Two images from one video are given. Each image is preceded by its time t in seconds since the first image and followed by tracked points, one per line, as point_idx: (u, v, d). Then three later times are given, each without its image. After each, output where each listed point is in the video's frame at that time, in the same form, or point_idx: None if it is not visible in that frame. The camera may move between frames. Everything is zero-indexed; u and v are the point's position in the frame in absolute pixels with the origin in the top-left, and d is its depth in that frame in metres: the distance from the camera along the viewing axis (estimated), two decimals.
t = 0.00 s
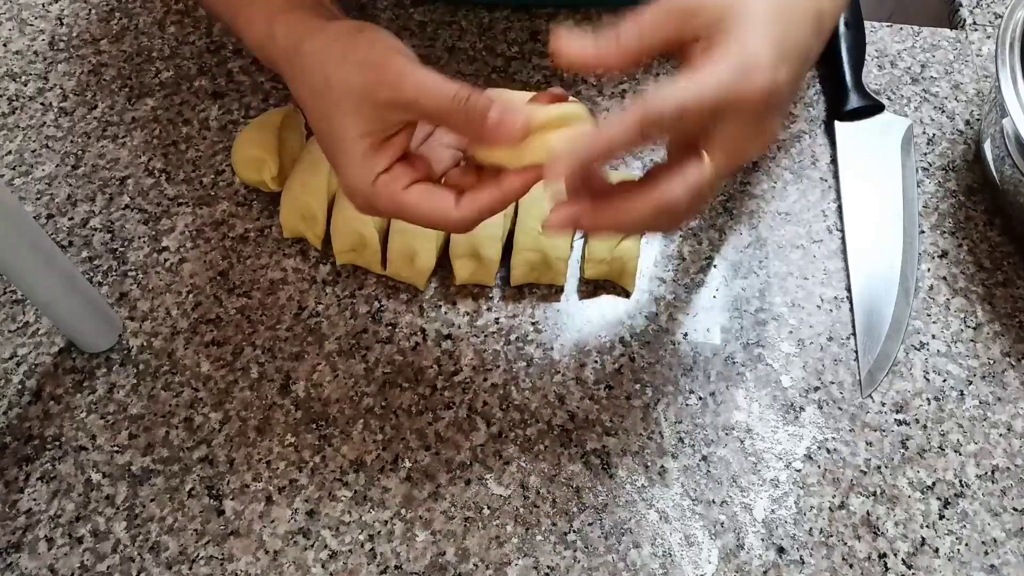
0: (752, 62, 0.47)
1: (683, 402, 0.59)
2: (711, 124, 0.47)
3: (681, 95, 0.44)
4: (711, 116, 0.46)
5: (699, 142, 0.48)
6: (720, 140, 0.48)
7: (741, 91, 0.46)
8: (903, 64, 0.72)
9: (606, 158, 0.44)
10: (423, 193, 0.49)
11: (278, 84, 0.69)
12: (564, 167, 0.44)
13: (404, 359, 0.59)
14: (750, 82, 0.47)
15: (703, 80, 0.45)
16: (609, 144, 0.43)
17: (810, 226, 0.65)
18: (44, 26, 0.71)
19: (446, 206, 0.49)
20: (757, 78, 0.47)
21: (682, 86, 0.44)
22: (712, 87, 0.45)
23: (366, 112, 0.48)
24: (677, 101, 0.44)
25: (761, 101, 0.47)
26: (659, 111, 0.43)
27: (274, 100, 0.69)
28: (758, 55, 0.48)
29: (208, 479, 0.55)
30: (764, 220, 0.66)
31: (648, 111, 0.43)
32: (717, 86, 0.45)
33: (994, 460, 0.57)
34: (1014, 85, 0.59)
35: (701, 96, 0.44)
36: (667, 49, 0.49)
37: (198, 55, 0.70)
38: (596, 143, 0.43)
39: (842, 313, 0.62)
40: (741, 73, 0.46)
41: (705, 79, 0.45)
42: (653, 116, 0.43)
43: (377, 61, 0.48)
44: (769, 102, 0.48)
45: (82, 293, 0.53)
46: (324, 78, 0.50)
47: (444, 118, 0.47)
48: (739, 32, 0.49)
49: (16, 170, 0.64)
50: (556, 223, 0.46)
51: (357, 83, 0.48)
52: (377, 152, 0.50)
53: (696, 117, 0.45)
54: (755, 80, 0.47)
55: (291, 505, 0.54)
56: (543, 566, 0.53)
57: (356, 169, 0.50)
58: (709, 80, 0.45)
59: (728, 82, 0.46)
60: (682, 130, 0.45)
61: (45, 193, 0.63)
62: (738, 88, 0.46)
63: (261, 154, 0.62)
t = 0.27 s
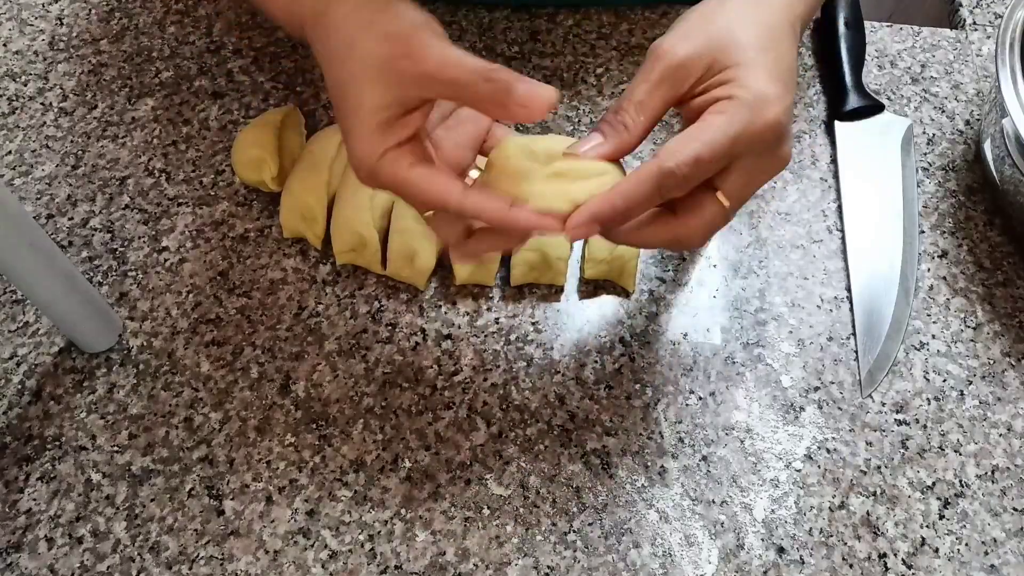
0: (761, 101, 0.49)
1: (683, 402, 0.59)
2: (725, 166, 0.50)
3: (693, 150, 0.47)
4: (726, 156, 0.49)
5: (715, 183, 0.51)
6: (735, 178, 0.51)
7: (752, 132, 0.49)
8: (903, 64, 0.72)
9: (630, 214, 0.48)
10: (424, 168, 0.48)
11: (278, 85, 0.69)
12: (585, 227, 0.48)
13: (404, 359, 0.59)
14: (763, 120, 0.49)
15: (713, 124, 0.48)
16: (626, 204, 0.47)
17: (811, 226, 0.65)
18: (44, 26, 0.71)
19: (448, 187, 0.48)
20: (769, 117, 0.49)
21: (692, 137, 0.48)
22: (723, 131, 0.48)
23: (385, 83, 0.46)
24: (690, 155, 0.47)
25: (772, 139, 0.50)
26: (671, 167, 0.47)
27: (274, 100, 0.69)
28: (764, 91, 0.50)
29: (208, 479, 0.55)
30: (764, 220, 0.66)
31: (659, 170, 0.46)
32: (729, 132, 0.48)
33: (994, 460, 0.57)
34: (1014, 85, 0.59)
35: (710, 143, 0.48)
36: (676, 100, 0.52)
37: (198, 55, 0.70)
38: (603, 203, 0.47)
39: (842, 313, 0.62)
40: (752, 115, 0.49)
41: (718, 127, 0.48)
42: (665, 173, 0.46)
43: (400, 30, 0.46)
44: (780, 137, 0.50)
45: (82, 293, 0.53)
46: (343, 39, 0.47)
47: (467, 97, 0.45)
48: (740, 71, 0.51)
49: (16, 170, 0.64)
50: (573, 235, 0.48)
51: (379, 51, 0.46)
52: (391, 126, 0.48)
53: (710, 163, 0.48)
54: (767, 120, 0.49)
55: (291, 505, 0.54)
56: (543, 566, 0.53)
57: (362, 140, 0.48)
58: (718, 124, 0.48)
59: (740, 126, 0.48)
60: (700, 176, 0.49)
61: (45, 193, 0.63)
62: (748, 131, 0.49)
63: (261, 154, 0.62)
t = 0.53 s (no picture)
0: (789, 67, 0.49)
1: (683, 402, 0.59)
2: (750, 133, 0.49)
3: (718, 114, 0.46)
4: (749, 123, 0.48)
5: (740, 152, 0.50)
6: (760, 148, 0.50)
7: (781, 98, 0.48)
8: (903, 64, 0.72)
9: (646, 176, 0.46)
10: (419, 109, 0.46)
11: (278, 85, 0.69)
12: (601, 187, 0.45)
13: (404, 359, 0.59)
14: (792, 86, 0.48)
15: (741, 89, 0.47)
16: (645, 167, 0.46)
17: (811, 226, 0.65)
18: (44, 26, 0.71)
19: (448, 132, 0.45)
20: (798, 85, 0.48)
21: (718, 100, 0.47)
22: (751, 97, 0.47)
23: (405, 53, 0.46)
24: (715, 119, 0.46)
25: (801, 108, 0.49)
26: (693, 130, 0.45)
27: (274, 100, 0.69)
28: (792, 59, 0.49)
29: (208, 479, 0.55)
30: (764, 220, 0.66)
31: (681, 133, 0.45)
32: (757, 97, 0.47)
33: (994, 460, 0.57)
34: (1014, 85, 0.59)
35: (734, 107, 0.47)
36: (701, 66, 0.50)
37: (198, 55, 0.70)
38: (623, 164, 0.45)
39: (842, 313, 0.62)
40: (782, 81, 0.48)
41: (744, 92, 0.47)
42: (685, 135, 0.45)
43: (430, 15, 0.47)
44: (809, 107, 0.49)
45: (82, 293, 0.53)
46: (376, 8, 0.48)
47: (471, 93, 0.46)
48: (768, 38, 0.50)
49: (16, 170, 0.64)
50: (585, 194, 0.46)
51: (410, 24, 0.46)
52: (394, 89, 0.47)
53: (736, 128, 0.47)
54: (795, 88, 0.48)
55: (291, 505, 0.54)
56: (543, 566, 0.53)
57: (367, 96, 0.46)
58: (741, 90, 0.47)
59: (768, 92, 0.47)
60: (723, 142, 0.47)
61: (45, 193, 0.63)
62: (777, 97, 0.48)
63: (261, 155, 0.62)
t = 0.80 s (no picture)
0: (770, 62, 0.49)
1: (683, 402, 0.59)
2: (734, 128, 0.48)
3: (702, 108, 0.45)
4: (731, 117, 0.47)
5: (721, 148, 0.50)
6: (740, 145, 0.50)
7: (761, 93, 0.48)
8: (903, 64, 0.72)
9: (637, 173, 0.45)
10: (403, 103, 0.45)
11: (278, 84, 0.69)
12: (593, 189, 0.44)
13: (404, 359, 0.59)
14: (772, 82, 0.48)
15: (724, 84, 0.47)
16: (632, 165, 0.44)
17: (811, 226, 0.65)
18: (44, 26, 0.71)
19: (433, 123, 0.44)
20: (778, 82, 0.48)
21: (702, 92, 0.46)
22: (733, 93, 0.47)
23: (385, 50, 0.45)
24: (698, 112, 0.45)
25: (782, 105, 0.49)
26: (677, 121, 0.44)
27: (274, 100, 0.69)
28: (773, 53, 0.49)
29: (208, 479, 0.55)
30: (764, 220, 0.66)
31: (665, 124, 0.44)
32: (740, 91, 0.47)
33: (994, 460, 0.57)
34: (1014, 85, 0.59)
35: (717, 101, 0.46)
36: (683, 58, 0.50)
37: (198, 55, 0.70)
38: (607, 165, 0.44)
39: (842, 313, 0.62)
40: (762, 77, 0.48)
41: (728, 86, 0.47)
42: (670, 127, 0.44)
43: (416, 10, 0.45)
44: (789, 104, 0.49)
45: (82, 293, 0.53)
46: None
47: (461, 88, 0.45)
48: (750, 31, 0.50)
49: (16, 170, 0.64)
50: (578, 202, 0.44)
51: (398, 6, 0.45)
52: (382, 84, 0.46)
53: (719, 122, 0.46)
54: (776, 84, 0.48)
55: (291, 505, 0.54)
56: (543, 566, 0.53)
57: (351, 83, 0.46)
58: (723, 84, 0.47)
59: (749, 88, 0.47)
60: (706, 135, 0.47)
61: (45, 193, 0.63)
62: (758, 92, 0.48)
63: (261, 154, 0.62)
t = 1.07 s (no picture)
0: (758, 29, 0.50)
1: (683, 402, 0.59)
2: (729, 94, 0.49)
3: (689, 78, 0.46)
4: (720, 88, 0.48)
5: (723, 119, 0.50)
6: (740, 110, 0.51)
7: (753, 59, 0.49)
8: (903, 64, 0.72)
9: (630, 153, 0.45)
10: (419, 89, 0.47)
11: (278, 84, 0.69)
12: (583, 171, 0.43)
13: (404, 359, 0.59)
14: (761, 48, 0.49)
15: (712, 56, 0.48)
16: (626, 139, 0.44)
17: (810, 226, 0.65)
18: (44, 26, 0.71)
19: (425, 147, 0.47)
20: (766, 47, 0.50)
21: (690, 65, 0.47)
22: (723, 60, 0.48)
23: (371, 57, 0.47)
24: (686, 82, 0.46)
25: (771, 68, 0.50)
26: (666, 95, 0.44)
27: (273, 100, 0.69)
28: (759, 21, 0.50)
29: (208, 479, 0.55)
30: (764, 220, 0.66)
31: (657, 98, 0.44)
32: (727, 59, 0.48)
33: (994, 460, 0.57)
34: (1014, 85, 0.59)
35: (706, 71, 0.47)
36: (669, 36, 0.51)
37: (198, 55, 0.70)
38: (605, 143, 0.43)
39: (842, 313, 0.62)
40: (750, 44, 0.49)
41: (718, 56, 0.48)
42: (660, 102, 0.44)
43: (404, 14, 0.46)
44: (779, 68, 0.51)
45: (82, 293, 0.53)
46: None
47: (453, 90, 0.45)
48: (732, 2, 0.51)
49: (16, 170, 0.64)
50: (567, 182, 0.43)
51: None
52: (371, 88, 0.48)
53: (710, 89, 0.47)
54: (766, 49, 0.50)
55: (291, 505, 0.54)
56: (543, 566, 0.53)
57: (343, 99, 0.48)
58: (712, 57, 0.48)
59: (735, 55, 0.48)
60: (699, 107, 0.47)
61: (45, 193, 0.63)
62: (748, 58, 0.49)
63: (260, 154, 0.62)
